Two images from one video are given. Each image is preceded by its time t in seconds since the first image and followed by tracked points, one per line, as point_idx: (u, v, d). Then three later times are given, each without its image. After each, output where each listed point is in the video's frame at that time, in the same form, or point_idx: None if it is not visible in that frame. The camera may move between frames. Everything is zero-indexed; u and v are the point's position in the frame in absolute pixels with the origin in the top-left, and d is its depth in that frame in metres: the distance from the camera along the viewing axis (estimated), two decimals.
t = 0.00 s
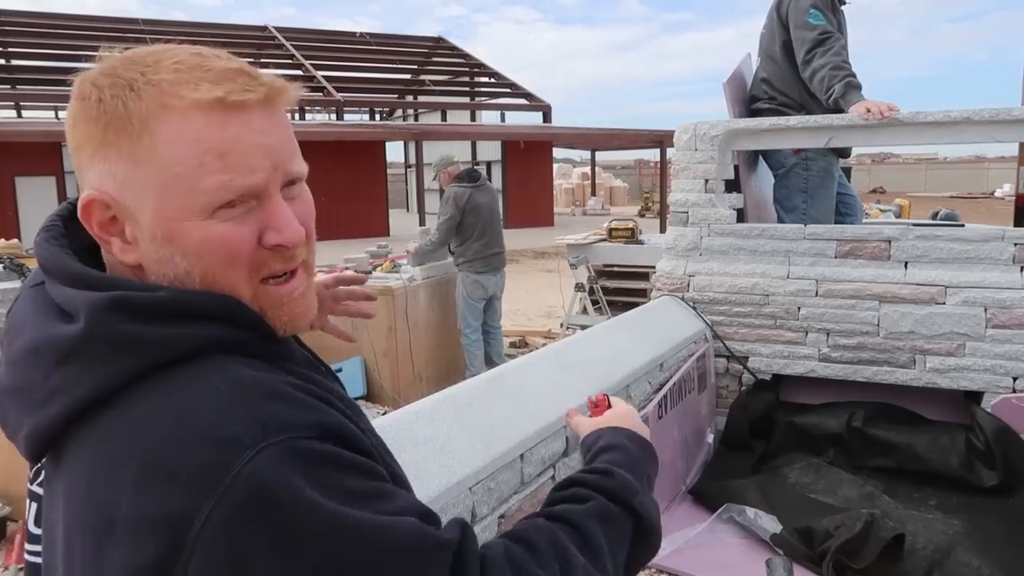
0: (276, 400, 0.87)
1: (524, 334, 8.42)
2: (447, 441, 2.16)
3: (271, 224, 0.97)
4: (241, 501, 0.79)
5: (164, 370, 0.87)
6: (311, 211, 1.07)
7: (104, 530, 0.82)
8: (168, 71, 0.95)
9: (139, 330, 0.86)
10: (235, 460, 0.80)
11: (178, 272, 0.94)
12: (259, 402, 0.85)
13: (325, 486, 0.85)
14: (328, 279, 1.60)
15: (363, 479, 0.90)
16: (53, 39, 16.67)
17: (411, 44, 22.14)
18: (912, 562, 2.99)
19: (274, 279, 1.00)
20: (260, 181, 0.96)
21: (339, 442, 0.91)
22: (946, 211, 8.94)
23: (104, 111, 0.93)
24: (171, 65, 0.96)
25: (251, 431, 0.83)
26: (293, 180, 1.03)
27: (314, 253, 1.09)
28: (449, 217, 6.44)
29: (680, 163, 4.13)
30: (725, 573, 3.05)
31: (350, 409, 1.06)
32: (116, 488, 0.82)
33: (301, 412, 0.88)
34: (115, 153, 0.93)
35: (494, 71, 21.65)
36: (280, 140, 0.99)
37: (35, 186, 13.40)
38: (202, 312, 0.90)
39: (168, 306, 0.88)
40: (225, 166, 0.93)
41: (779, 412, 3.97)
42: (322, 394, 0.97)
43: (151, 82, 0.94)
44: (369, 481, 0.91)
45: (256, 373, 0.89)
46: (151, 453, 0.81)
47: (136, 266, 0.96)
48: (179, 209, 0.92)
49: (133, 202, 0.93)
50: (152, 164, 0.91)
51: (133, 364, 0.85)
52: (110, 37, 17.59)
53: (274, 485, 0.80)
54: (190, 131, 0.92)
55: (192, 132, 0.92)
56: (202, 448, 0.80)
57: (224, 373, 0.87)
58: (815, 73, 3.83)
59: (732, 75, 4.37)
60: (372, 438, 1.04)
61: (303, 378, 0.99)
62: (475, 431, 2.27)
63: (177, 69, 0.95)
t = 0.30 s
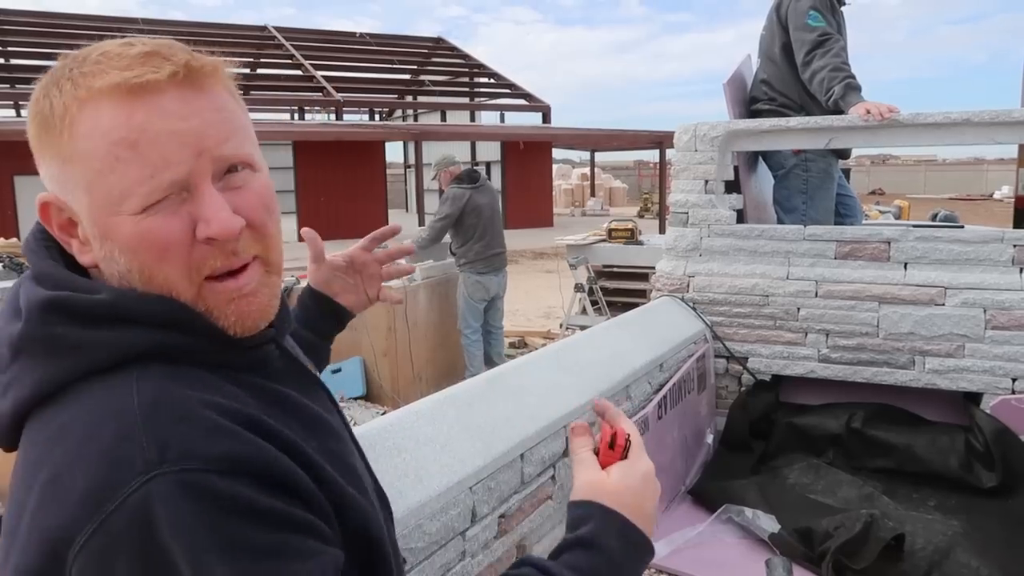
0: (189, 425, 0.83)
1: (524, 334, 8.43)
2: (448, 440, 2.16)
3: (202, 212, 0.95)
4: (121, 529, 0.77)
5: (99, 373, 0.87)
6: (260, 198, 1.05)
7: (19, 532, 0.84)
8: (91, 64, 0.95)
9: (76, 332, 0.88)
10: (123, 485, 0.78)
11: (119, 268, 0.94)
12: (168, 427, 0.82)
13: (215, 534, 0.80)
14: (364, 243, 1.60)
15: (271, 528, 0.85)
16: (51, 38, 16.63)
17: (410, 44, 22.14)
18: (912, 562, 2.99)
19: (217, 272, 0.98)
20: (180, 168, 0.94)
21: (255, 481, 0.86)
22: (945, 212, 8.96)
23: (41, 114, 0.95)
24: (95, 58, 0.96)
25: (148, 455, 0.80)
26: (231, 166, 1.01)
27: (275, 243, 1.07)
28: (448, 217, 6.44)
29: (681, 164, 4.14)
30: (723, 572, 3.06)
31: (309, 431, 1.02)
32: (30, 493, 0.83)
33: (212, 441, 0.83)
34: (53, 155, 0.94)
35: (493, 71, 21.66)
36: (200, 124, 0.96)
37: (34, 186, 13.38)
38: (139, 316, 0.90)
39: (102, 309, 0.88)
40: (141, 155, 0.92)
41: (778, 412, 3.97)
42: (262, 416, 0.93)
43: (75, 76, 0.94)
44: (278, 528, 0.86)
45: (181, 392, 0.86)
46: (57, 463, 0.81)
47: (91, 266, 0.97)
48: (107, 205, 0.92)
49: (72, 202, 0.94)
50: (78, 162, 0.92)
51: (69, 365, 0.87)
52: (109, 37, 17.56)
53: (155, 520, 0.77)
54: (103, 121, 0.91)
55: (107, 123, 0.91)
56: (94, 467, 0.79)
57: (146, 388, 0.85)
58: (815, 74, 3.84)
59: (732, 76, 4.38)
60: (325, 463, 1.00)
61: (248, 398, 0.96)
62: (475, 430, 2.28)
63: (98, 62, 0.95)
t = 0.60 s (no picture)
0: (143, 440, 0.83)
1: (525, 334, 8.43)
2: (448, 440, 2.17)
3: (192, 216, 0.96)
4: (58, 542, 0.77)
5: (64, 375, 0.88)
6: (250, 202, 1.05)
7: None
8: (79, 62, 0.95)
9: (43, 334, 0.89)
10: (65, 497, 0.78)
11: (104, 270, 0.94)
12: (120, 440, 0.82)
13: (153, 559, 0.79)
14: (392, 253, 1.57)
15: (218, 554, 0.85)
16: (53, 37, 16.62)
17: (412, 44, 22.13)
18: (912, 563, 2.99)
19: (203, 276, 0.98)
20: (167, 171, 0.94)
21: (207, 503, 0.85)
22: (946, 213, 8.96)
23: (28, 111, 0.96)
24: (84, 56, 0.96)
25: (93, 469, 0.79)
26: (221, 169, 1.01)
27: (264, 248, 1.07)
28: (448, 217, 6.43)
29: (682, 164, 4.14)
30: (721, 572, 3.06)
31: (284, 444, 1.01)
32: None
33: (162, 459, 0.83)
34: (40, 153, 0.95)
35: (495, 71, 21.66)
36: (189, 125, 0.97)
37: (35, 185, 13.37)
38: (105, 317, 0.90)
39: (68, 311, 0.89)
40: (128, 156, 0.92)
41: (779, 413, 3.98)
42: (224, 431, 0.92)
43: (63, 75, 0.95)
44: (226, 555, 0.85)
45: (139, 403, 0.86)
46: (14, 464, 0.82)
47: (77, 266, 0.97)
48: (90, 206, 0.92)
49: (58, 203, 0.94)
50: (64, 162, 0.92)
51: (35, 365, 0.88)
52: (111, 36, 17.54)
53: (91, 537, 0.77)
54: (91, 121, 0.91)
55: (93, 123, 0.91)
56: (41, 475, 0.79)
57: (104, 395, 0.85)
58: (816, 75, 3.84)
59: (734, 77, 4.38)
60: (293, 478, 0.99)
61: (214, 409, 0.95)
62: (476, 430, 2.28)
63: (86, 60, 0.95)
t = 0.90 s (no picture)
0: (151, 451, 0.78)
1: (526, 334, 8.44)
2: (448, 439, 2.17)
3: (265, 211, 0.94)
4: (59, 554, 0.72)
5: (67, 384, 0.83)
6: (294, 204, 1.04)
7: None
8: (137, 49, 0.91)
9: (42, 340, 0.83)
10: (69, 512, 0.73)
11: (149, 263, 0.88)
12: (130, 449, 0.77)
13: None
14: (406, 269, 1.56)
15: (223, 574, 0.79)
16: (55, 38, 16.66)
17: (414, 45, 22.17)
18: (913, 563, 2.99)
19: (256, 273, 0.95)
20: (238, 164, 0.92)
21: (215, 520, 0.80)
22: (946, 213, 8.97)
23: (65, 91, 0.88)
24: (142, 45, 0.93)
25: (99, 482, 0.74)
26: (274, 169, 1.00)
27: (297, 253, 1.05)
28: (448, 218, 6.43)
29: (683, 164, 4.14)
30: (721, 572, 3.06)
31: (290, 458, 0.95)
32: None
33: (171, 472, 0.78)
34: (81, 135, 0.87)
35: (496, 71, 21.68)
36: (262, 125, 0.96)
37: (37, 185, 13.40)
38: (114, 322, 0.84)
39: (69, 314, 0.83)
40: (204, 145, 0.90)
41: (780, 413, 3.98)
42: (233, 444, 0.87)
43: (118, 60, 0.90)
44: None
45: (145, 412, 0.81)
46: (16, 475, 0.78)
47: (102, 260, 0.89)
48: (151, 193, 0.87)
49: (102, 189, 0.87)
50: (122, 144, 0.86)
51: (34, 374, 0.83)
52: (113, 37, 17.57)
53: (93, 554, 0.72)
54: (165, 108, 0.87)
55: (167, 108, 0.88)
56: (45, 487, 0.74)
57: (110, 404, 0.80)
58: (817, 75, 3.84)
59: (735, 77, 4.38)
60: (301, 494, 0.94)
61: (222, 420, 0.89)
62: (477, 429, 2.28)
63: (148, 48, 0.92)
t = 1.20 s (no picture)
0: (347, 432, 0.79)
1: (527, 333, 8.45)
2: (448, 437, 2.17)
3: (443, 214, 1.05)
4: (264, 502, 0.72)
5: (244, 355, 0.82)
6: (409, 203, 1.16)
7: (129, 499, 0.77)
8: (392, 52, 0.94)
9: (227, 308, 0.81)
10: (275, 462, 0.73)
11: (397, 259, 0.95)
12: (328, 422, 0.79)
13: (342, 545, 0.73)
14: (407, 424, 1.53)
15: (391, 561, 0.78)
16: (57, 38, 16.67)
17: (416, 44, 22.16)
18: (912, 561, 2.99)
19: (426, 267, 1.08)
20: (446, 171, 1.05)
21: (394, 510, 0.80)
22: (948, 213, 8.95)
23: (358, 92, 0.88)
24: (389, 47, 0.95)
25: (303, 444, 0.75)
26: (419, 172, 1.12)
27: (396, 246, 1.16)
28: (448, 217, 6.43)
29: (683, 162, 4.14)
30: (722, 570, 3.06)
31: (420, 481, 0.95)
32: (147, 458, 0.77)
33: (364, 450, 0.79)
34: (376, 141, 0.89)
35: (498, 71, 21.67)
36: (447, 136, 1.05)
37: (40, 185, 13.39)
38: (298, 301, 0.84)
39: (262, 288, 0.82)
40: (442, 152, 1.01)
41: (781, 411, 3.97)
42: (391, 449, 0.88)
43: (388, 63, 0.92)
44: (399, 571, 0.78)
45: (330, 394, 0.83)
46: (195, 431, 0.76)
47: (351, 261, 0.91)
48: (423, 195, 0.95)
49: (382, 192, 0.90)
50: (413, 151, 0.93)
51: (214, 344, 0.81)
52: (115, 37, 17.58)
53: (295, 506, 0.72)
54: (436, 120, 0.97)
55: (435, 119, 0.97)
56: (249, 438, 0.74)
57: (294, 379, 0.81)
58: (818, 73, 3.83)
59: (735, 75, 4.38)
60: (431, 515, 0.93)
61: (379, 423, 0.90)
62: (477, 427, 2.28)
63: (398, 52, 0.95)
